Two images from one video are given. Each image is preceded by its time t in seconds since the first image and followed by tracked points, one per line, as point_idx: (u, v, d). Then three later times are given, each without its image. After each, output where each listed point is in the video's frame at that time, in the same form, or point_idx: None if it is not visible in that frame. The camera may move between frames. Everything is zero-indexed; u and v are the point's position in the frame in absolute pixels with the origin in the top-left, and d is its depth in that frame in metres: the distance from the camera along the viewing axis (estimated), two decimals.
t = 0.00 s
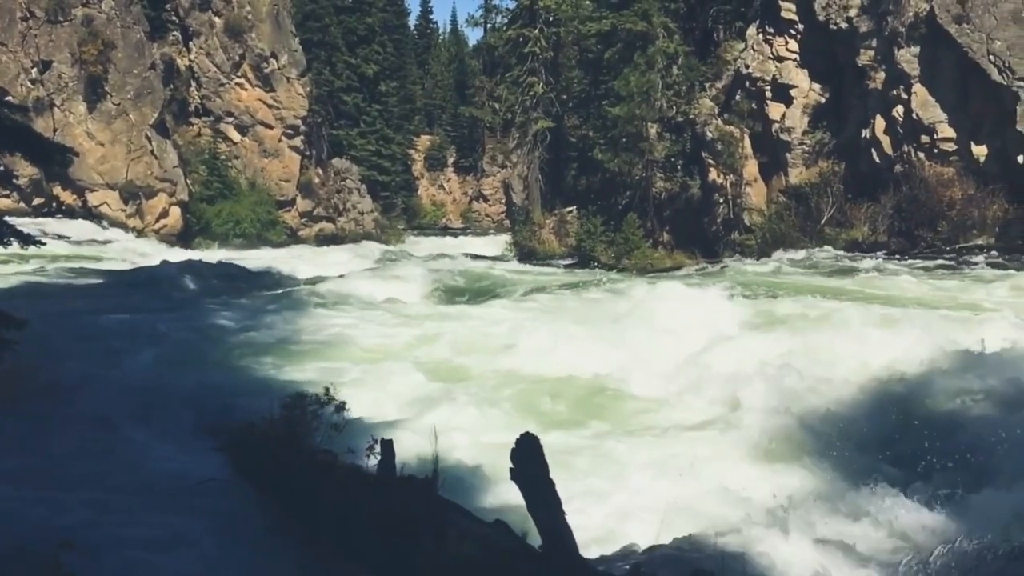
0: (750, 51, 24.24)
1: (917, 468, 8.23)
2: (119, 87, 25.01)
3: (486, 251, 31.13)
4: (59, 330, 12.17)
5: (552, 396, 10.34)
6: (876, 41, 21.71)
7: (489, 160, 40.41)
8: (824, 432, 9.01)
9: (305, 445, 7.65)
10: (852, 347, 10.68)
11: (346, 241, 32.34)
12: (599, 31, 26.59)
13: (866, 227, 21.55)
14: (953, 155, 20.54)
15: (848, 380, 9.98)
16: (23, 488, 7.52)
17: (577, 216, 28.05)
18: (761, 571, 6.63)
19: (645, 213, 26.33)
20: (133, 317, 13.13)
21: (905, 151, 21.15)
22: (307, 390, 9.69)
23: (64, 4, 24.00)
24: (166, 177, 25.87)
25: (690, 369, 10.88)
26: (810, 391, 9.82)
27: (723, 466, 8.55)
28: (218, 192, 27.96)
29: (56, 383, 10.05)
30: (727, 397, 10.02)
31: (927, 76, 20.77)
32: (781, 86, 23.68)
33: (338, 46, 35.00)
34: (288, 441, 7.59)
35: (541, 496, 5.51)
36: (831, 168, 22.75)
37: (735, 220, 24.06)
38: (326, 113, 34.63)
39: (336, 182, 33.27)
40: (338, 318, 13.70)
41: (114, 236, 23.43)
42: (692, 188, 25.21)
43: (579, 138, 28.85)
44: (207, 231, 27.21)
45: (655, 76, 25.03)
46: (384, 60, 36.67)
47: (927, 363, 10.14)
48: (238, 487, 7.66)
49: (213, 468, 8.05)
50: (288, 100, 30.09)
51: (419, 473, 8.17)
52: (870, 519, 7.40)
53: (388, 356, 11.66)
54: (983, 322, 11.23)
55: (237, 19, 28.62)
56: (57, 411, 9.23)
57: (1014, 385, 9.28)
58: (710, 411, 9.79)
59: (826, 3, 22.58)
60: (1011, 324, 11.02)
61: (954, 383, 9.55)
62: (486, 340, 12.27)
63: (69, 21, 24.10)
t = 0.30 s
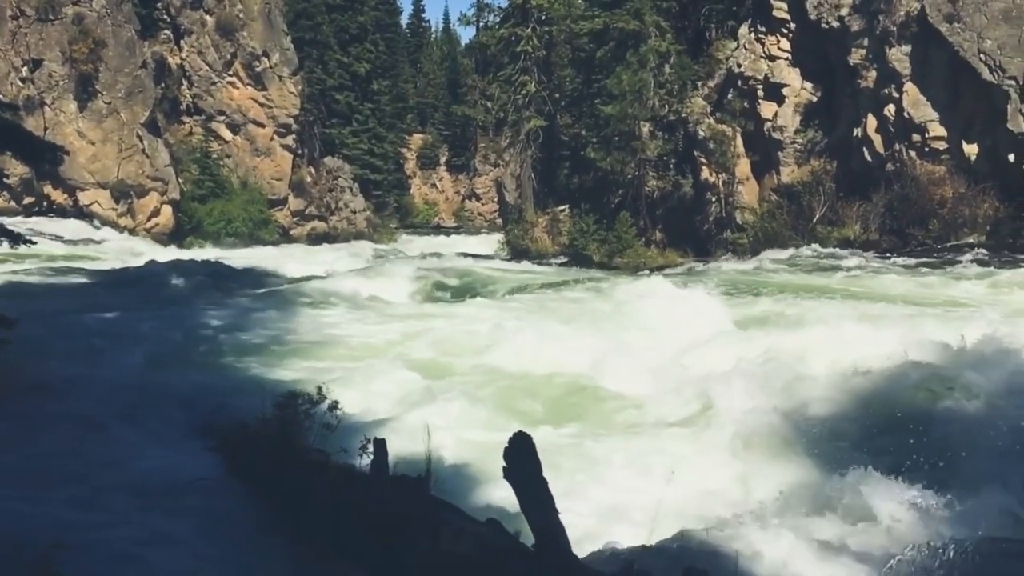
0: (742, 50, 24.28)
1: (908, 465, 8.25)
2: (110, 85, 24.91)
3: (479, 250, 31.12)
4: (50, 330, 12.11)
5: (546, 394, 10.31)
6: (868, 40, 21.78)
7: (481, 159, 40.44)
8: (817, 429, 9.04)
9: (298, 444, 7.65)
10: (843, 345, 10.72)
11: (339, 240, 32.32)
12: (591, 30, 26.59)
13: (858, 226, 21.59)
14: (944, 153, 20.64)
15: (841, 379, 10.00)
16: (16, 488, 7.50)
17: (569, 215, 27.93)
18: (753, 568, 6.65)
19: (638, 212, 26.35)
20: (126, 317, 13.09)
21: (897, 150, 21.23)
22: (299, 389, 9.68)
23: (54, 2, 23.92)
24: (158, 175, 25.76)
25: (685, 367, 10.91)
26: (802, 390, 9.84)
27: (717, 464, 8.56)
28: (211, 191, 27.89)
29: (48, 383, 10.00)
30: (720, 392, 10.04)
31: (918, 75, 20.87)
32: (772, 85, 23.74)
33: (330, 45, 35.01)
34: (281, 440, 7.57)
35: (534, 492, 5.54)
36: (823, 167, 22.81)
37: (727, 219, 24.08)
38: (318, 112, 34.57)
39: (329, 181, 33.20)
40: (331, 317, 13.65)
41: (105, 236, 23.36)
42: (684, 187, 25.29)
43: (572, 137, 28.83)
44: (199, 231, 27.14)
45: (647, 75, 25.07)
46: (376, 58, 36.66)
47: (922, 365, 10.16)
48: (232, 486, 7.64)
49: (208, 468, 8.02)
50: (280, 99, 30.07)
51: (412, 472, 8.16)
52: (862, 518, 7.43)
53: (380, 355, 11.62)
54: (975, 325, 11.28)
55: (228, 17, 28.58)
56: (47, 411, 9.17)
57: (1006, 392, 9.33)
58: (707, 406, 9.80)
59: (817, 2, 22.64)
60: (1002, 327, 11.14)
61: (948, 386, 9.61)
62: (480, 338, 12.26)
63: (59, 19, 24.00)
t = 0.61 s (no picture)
0: (733, 49, 24.33)
1: (900, 464, 8.28)
2: (100, 84, 24.82)
3: (471, 249, 31.08)
4: (41, 330, 12.07)
5: (539, 395, 10.29)
6: (858, 39, 21.84)
7: (473, 158, 40.39)
8: (808, 427, 9.08)
9: (291, 444, 7.63)
10: (834, 343, 10.77)
11: (330, 239, 32.25)
12: (583, 29, 26.57)
13: (849, 224, 21.53)
14: (934, 152, 20.78)
15: (833, 377, 10.03)
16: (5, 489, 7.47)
17: (562, 215, 27.84)
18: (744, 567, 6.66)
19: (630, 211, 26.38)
20: (118, 316, 13.04)
21: (888, 149, 21.31)
22: (291, 389, 9.65)
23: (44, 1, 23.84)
24: (148, 175, 25.64)
25: (677, 364, 10.94)
26: (794, 390, 9.87)
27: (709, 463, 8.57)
28: (201, 191, 27.82)
29: (39, 383, 9.96)
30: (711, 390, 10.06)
31: (908, 74, 20.96)
32: (764, 84, 23.79)
33: (321, 43, 34.85)
34: (274, 440, 7.56)
35: (527, 491, 5.54)
36: (814, 166, 22.87)
37: (719, 217, 24.21)
38: (310, 111, 34.46)
39: (321, 180, 33.12)
40: (324, 317, 13.61)
41: (96, 235, 23.26)
42: (676, 186, 25.44)
43: (564, 135, 28.78)
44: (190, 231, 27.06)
45: (639, 74, 25.05)
46: (368, 57, 36.64)
47: (914, 361, 10.21)
48: (226, 485, 7.63)
49: (199, 468, 7.99)
50: (271, 98, 29.92)
51: (405, 473, 8.14)
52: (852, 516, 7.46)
53: (372, 354, 11.61)
54: (967, 324, 11.33)
55: (219, 16, 28.51)
56: (38, 412, 9.14)
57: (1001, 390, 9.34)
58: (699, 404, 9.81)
59: (808, 1, 22.70)
60: (994, 326, 11.19)
61: (941, 381, 9.65)
62: (472, 338, 12.23)
63: (50, 18, 23.92)
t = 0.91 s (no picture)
0: (724, 49, 24.37)
1: (892, 465, 8.31)
2: (90, 84, 24.70)
3: (463, 249, 31.09)
4: (31, 331, 12.02)
5: (530, 394, 10.28)
6: (849, 39, 21.91)
7: (465, 158, 40.38)
8: (799, 427, 9.12)
9: (282, 445, 7.59)
10: (824, 342, 10.82)
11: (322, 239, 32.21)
12: (574, 29, 26.60)
13: (840, 224, 21.64)
14: (925, 151, 20.89)
15: (825, 376, 10.06)
16: None
17: (554, 214, 27.83)
18: (735, 565, 6.69)
19: (622, 210, 26.38)
20: (108, 317, 13.00)
21: (879, 149, 21.40)
22: (283, 390, 9.63)
23: (33, 0, 23.67)
24: (139, 175, 25.59)
25: (668, 364, 10.94)
26: (785, 391, 9.90)
27: (702, 462, 8.57)
28: (193, 191, 27.75)
29: (28, 384, 9.92)
30: (702, 390, 10.06)
31: (899, 74, 21.03)
32: (755, 84, 23.84)
33: (313, 43, 34.76)
34: (265, 440, 7.54)
35: (518, 492, 5.53)
36: (805, 165, 22.93)
37: (710, 216, 24.20)
38: (301, 111, 34.39)
39: (312, 180, 33.08)
40: (315, 318, 13.58)
41: (86, 235, 23.18)
42: (667, 186, 25.29)
43: (555, 135, 28.81)
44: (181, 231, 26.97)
45: (631, 73, 25.13)
46: (360, 57, 36.63)
47: (905, 358, 10.27)
48: (216, 486, 7.60)
49: (190, 470, 7.96)
50: (262, 98, 29.80)
51: (397, 473, 8.14)
52: (843, 514, 7.50)
53: (364, 354, 11.61)
54: (958, 323, 11.39)
55: (210, 16, 28.37)
56: (29, 413, 9.11)
57: (993, 387, 9.36)
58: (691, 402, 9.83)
59: (799, 1, 22.77)
60: (985, 325, 11.24)
61: (933, 380, 9.67)
62: (464, 338, 12.20)
63: (40, 19, 23.78)
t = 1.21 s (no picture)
0: (716, 49, 24.35)
1: (884, 465, 8.33)
2: (81, 84, 24.59)
3: (456, 249, 31.04)
4: (20, 333, 11.95)
5: (523, 395, 10.26)
6: (840, 39, 21.94)
7: (458, 158, 40.30)
8: (792, 426, 9.14)
9: (274, 446, 7.56)
10: (817, 341, 10.84)
11: (314, 239, 32.16)
12: (567, 29, 26.59)
13: (832, 224, 21.70)
14: (916, 151, 20.95)
15: (818, 375, 10.07)
16: None
17: (546, 215, 27.79)
18: (728, 565, 6.69)
19: (614, 210, 26.41)
20: (97, 318, 12.94)
21: (870, 149, 21.43)
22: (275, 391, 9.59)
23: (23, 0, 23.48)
24: (130, 175, 25.52)
25: (661, 364, 10.93)
26: (778, 390, 9.91)
27: (695, 463, 8.58)
28: (184, 191, 27.66)
29: (17, 386, 9.86)
30: (695, 391, 10.06)
31: (890, 75, 21.11)
32: (747, 85, 23.92)
33: (304, 43, 34.61)
34: (257, 442, 7.51)
35: (510, 493, 5.52)
36: (797, 166, 23.00)
37: (702, 217, 24.30)
38: (293, 111, 34.26)
39: (304, 180, 33.01)
40: (307, 318, 13.54)
41: (76, 235, 23.08)
42: (660, 186, 25.38)
43: (548, 136, 28.79)
44: (172, 231, 26.88)
45: (624, 74, 24.91)
46: (351, 58, 36.70)
47: (897, 356, 10.30)
48: (207, 488, 7.56)
49: (181, 471, 7.92)
50: (254, 98, 29.78)
51: (389, 474, 8.13)
52: (835, 514, 7.51)
53: (356, 355, 11.60)
54: (949, 324, 11.43)
55: (202, 16, 28.31)
56: (17, 416, 9.06)
57: (982, 387, 9.41)
58: (684, 402, 9.84)
59: (791, 2, 22.84)
60: (975, 325, 11.30)
61: (925, 378, 9.70)
62: (456, 338, 12.18)
63: (30, 18, 23.62)
